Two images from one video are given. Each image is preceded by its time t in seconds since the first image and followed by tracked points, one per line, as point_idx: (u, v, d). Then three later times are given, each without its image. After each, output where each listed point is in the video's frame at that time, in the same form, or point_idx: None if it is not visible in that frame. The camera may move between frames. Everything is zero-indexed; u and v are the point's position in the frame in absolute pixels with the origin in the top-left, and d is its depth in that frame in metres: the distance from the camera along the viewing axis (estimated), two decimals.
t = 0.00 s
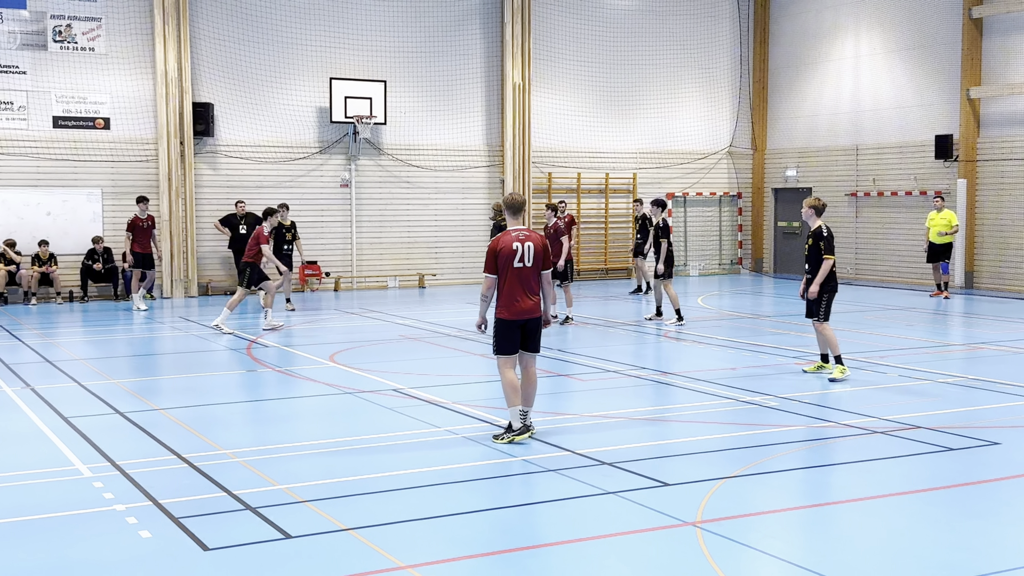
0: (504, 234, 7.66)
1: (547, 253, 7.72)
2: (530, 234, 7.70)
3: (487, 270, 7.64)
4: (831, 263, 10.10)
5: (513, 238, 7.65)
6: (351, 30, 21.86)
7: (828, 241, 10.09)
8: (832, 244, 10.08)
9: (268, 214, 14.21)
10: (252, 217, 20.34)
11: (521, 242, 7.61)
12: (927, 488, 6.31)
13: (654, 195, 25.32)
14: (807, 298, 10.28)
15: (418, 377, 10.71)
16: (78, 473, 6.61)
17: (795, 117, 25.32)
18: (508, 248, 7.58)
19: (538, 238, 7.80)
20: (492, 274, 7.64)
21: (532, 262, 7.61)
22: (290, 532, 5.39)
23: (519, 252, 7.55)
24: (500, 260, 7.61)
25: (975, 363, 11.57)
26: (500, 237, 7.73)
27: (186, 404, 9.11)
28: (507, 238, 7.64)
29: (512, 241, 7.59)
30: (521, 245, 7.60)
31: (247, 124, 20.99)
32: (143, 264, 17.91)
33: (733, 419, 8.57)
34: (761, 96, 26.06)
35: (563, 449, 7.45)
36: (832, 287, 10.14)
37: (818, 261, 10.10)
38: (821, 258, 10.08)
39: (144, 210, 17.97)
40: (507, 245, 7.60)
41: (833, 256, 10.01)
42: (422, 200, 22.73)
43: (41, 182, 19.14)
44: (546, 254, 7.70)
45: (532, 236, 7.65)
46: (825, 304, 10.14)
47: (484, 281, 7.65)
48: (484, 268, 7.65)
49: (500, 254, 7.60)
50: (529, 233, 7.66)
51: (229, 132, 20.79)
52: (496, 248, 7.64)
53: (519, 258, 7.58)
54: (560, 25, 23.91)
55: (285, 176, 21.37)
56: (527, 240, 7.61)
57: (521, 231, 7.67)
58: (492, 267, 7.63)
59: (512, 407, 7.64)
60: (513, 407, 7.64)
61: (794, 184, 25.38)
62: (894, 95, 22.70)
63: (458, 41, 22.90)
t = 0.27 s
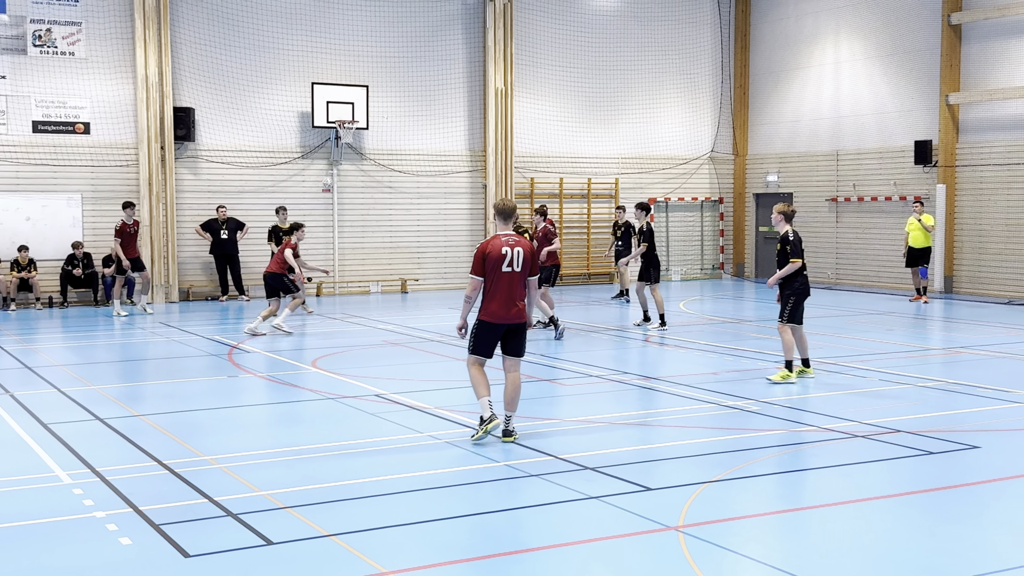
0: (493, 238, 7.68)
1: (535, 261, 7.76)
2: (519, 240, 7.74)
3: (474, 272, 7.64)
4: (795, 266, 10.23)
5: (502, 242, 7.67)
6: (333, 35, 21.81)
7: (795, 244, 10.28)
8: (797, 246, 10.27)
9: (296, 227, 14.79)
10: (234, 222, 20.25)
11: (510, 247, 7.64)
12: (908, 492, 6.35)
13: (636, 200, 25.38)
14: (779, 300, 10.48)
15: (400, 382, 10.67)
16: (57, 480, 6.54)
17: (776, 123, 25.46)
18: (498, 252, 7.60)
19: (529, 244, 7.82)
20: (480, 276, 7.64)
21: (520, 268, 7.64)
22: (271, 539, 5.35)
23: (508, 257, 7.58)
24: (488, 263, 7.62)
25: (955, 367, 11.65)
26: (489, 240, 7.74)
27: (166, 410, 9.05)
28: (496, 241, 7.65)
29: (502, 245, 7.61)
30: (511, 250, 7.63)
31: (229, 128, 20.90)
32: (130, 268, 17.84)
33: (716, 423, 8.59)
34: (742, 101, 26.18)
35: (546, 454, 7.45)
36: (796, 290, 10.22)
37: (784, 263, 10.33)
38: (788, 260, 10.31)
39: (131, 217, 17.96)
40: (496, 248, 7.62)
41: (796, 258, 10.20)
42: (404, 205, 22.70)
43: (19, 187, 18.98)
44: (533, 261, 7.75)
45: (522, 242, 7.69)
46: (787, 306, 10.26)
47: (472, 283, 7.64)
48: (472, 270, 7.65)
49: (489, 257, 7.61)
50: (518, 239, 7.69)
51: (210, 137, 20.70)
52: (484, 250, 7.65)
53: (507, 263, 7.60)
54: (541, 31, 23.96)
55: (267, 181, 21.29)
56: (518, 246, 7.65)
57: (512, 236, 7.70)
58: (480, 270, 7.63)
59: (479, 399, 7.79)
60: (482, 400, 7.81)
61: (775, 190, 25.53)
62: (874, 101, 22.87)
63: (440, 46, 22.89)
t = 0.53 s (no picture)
0: (466, 242, 7.71)
1: (508, 264, 7.76)
2: (491, 244, 7.76)
3: (447, 276, 7.68)
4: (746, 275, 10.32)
5: (474, 246, 7.70)
6: (306, 39, 21.72)
7: (748, 252, 10.32)
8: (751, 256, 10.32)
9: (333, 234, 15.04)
10: (206, 227, 20.10)
11: (481, 251, 7.66)
12: (879, 495, 6.40)
13: (610, 205, 25.47)
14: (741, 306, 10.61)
15: (374, 388, 10.62)
16: (27, 487, 6.46)
17: (749, 129, 25.65)
18: (469, 256, 7.63)
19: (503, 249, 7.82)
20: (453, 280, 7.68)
21: (492, 271, 7.65)
22: (244, 546, 5.31)
23: (479, 260, 7.60)
24: (460, 267, 7.65)
25: (926, 371, 11.77)
26: (462, 245, 7.77)
27: (138, 417, 8.96)
28: (468, 246, 7.68)
29: (473, 250, 7.64)
30: (482, 254, 7.65)
31: (201, 133, 20.76)
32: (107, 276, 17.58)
33: (690, 428, 8.62)
34: (714, 107, 26.36)
35: (521, 459, 7.44)
36: (751, 299, 10.33)
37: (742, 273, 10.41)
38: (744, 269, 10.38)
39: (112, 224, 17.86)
40: (468, 253, 7.65)
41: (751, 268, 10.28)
42: (378, 210, 22.63)
43: None
44: (506, 265, 7.75)
45: (494, 246, 7.70)
46: (743, 315, 10.41)
47: (445, 287, 7.68)
48: (444, 274, 7.69)
49: (460, 261, 7.64)
50: (490, 243, 7.71)
51: (182, 142, 20.55)
52: (456, 254, 7.68)
53: (478, 267, 7.62)
54: (515, 36, 24.00)
55: (239, 186, 21.15)
56: (489, 250, 7.66)
57: (484, 240, 7.72)
58: (453, 274, 7.66)
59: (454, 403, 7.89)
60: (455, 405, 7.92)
61: (747, 195, 25.72)
62: (845, 108, 23.10)
63: (414, 51, 22.86)
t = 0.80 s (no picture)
0: (418, 250, 7.73)
1: (461, 269, 7.72)
2: (443, 250, 7.75)
3: (402, 285, 7.73)
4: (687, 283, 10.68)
5: (426, 254, 7.71)
6: (267, 44, 21.56)
7: (689, 262, 10.65)
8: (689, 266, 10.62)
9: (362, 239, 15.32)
10: (166, 233, 19.85)
11: (432, 257, 7.66)
12: (839, 498, 6.48)
13: (573, 212, 25.56)
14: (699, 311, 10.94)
15: (335, 395, 10.54)
16: None
17: (710, 136, 25.89)
18: (420, 263, 7.65)
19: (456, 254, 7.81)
20: (408, 289, 7.72)
21: (443, 276, 7.64)
22: (206, 555, 5.24)
23: (428, 266, 7.60)
24: (412, 275, 7.69)
25: (884, 375, 11.94)
26: (415, 253, 7.80)
27: (96, 425, 8.81)
28: (419, 254, 7.70)
29: (423, 256, 7.65)
30: (432, 260, 7.64)
31: (161, 138, 20.52)
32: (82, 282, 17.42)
33: (653, 433, 8.66)
34: (676, 114, 26.56)
35: (484, 465, 7.43)
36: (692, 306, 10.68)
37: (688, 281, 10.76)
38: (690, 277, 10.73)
39: (82, 231, 17.75)
40: (419, 260, 7.68)
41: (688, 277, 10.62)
42: (340, 216, 22.51)
43: None
44: (459, 269, 7.71)
45: (445, 252, 7.69)
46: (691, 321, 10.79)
47: (400, 296, 7.73)
48: (398, 284, 7.74)
49: (411, 269, 7.67)
50: (441, 249, 7.70)
51: (141, 147, 20.30)
52: (408, 263, 7.72)
53: (428, 273, 7.62)
54: (478, 43, 24.01)
55: (200, 192, 20.93)
56: (439, 255, 7.65)
57: (435, 247, 7.72)
58: (406, 282, 7.70)
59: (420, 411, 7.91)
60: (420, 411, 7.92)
61: (709, 202, 25.95)
62: (804, 115, 23.39)
63: (377, 57, 22.78)
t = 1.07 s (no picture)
0: (352, 256, 7.68)
1: (395, 272, 7.63)
2: (377, 254, 7.67)
3: (341, 292, 7.71)
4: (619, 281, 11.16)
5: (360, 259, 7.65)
6: (210, 48, 21.23)
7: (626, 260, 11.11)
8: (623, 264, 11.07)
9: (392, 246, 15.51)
10: (106, 239, 19.43)
11: (364, 262, 7.59)
12: (782, 502, 6.55)
13: (519, 218, 25.60)
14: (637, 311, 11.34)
15: (280, 403, 10.39)
16: None
17: (655, 143, 26.15)
18: (353, 269, 7.60)
19: (391, 256, 7.71)
20: (347, 295, 7.70)
21: (376, 281, 7.56)
22: (146, 566, 5.11)
23: (360, 272, 7.54)
24: (348, 282, 7.65)
25: (826, 380, 12.14)
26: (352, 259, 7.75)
27: (31, 436, 8.56)
28: (353, 260, 7.64)
29: (355, 263, 7.59)
30: (364, 266, 7.58)
31: (100, 143, 20.10)
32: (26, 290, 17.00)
33: (600, 438, 8.68)
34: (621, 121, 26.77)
35: (430, 473, 7.37)
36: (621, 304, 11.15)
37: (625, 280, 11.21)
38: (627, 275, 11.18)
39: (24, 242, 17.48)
40: (353, 266, 7.63)
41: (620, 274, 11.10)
42: (285, 222, 22.25)
43: None
44: (392, 272, 7.62)
45: (378, 256, 7.61)
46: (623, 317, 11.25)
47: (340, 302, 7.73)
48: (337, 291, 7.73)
49: (346, 276, 7.64)
50: (375, 253, 7.63)
51: (80, 152, 19.86)
52: (344, 270, 7.68)
53: (361, 279, 7.57)
54: (424, 49, 23.95)
55: (140, 198, 20.53)
56: (372, 260, 7.58)
57: (369, 251, 7.65)
58: (344, 289, 7.67)
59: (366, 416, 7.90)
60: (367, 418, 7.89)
61: (654, 209, 26.21)
62: (747, 124, 23.74)
63: (322, 62, 22.60)
